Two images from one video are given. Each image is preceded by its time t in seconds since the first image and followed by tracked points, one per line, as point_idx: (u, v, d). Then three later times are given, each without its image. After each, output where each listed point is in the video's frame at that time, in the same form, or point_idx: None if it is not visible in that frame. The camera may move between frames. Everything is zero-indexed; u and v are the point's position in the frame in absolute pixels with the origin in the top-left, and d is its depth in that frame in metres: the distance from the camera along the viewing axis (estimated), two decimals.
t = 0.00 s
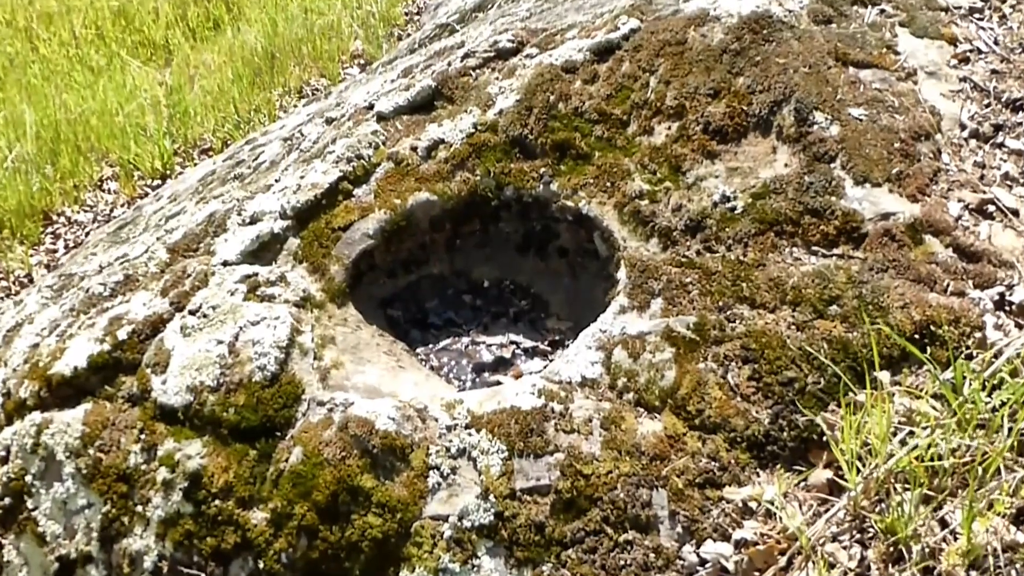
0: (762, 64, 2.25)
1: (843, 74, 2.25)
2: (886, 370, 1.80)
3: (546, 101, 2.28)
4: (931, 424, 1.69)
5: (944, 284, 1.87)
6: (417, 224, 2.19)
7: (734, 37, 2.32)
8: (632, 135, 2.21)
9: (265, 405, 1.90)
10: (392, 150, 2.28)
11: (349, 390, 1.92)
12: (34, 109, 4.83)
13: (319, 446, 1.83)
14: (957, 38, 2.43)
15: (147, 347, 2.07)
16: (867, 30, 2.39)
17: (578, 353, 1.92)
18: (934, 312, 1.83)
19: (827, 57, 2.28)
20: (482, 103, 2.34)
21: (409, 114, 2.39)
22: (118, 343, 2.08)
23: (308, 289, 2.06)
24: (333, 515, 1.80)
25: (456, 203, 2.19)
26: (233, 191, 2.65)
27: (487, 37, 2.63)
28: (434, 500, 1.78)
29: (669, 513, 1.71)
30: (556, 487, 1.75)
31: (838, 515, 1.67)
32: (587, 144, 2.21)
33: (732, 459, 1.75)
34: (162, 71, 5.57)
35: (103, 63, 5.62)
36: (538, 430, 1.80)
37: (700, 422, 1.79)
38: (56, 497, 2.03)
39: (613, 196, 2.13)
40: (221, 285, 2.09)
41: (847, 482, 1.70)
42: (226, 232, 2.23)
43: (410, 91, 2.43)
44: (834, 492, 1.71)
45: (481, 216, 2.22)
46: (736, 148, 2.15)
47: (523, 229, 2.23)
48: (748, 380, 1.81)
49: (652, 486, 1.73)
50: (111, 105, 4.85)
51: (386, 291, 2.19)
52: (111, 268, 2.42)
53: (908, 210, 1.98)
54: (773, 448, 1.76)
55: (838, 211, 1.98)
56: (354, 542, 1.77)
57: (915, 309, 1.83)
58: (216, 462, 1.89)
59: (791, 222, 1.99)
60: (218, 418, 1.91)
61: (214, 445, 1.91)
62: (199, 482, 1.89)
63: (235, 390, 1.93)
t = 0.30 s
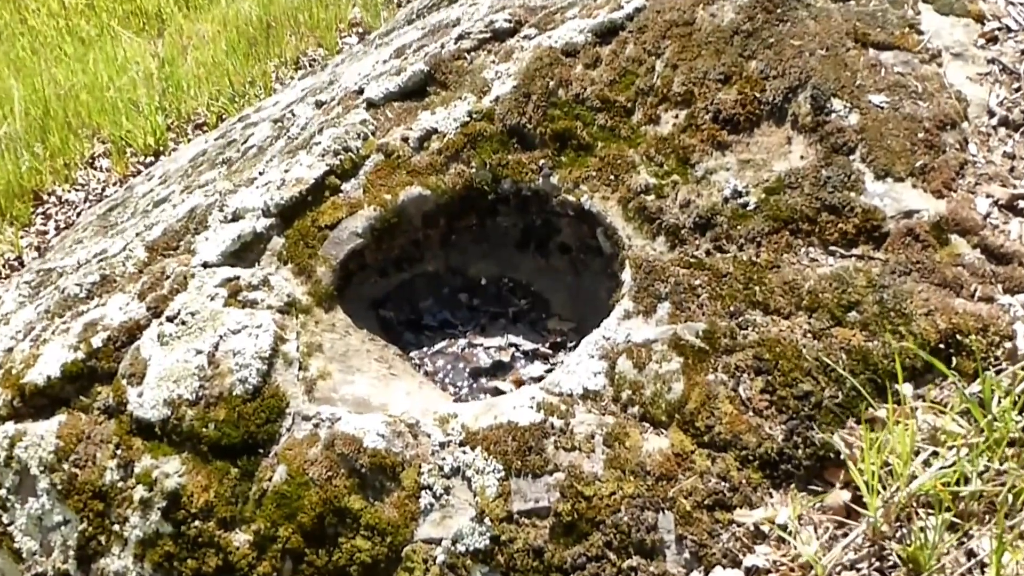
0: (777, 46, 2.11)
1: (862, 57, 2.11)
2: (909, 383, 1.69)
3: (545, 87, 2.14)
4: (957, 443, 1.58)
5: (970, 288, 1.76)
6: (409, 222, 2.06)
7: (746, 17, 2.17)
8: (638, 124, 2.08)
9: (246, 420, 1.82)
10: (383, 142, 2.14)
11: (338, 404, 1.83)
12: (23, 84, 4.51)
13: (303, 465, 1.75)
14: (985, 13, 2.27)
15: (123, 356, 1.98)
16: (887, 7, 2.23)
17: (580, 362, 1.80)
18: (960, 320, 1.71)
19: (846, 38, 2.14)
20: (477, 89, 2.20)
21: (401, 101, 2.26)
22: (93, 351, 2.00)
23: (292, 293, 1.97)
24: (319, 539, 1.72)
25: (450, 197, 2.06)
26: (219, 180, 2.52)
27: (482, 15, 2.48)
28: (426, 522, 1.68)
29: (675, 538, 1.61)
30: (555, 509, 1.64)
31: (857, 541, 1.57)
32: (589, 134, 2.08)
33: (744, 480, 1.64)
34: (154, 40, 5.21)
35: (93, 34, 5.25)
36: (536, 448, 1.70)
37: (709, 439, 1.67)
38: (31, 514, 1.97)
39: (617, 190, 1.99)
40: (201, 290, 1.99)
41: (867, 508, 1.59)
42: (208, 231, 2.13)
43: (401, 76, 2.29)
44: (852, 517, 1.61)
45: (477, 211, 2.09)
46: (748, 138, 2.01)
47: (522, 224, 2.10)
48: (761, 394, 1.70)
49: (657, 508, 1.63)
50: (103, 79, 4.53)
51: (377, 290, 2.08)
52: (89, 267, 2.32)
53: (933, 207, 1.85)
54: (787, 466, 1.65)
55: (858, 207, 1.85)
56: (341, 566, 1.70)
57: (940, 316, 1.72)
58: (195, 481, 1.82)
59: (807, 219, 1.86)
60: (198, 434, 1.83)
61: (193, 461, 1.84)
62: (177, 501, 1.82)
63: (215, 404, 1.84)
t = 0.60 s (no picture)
0: (797, 31, 1.98)
1: (890, 42, 1.98)
2: (929, 398, 1.60)
3: (550, 72, 2.04)
4: (978, 466, 1.53)
5: (1000, 297, 1.65)
6: (406, 213, 1.97)
7: None
8: (647, 113, 1.97)
9: (233, 422, 1.75)
10: (379, 127, 2.05)
11: (327, 407, 1.76)
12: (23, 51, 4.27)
13: (291, 471, 1.68)
14: None
15: (108, 350, 1.91)
16: None
17: (581, 367, 1.72)
18: (986, 332, 1.62)
19: (872, 21, 2.00)
20: (478, 73, 2.10)
21: (399, 83, 2.16)
22: (78, 345, 1.92)
23: (282, 287, 1.90)
24: (307, 548, 1.65)
25: (448, 188, 1.98)
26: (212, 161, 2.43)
27: None
28: (419, 533, 1.61)
29: (678, 557, 1.53)
30: (552, 523, 1.57)
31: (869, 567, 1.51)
32: (595, 123, 1.98)
33: (751, 498, 1.56)
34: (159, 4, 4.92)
35: None
36: (534, 459, 1.62)
37: (714, 454, 1.59)
38: (16, 509, 1.90)
39: (625, 185, 1.90)
40: (188, 283, 1.92)
41: (880, 532, 1.53)
42: (197, 218, 2.05)
43: (399, 57, 2.19)
44: (865, 539, 1.54)
45: (478, 201, 2.00)
46: (764, 131, 1.91)
47: (525, 216, 2.00)
48: (771, 407, 1.61)
49: (659, 526, 1.55)
50: (105, 46, 4.27)
51: (373, 283, 2.00)
52: (77, 253, 2.24)
53: (960, 208, 1.75)
54: (796, 484, 1.57)
55: (880, 207, 1.75)
56: None
57: (965, 329, 1.63)
58: (180, 483, 1.75)
59: (825, 219, 1.76)
60: (183, 435, 1.77)
61: (179, 463, 1.77)
62: (163, 504, 1.75)
63: (200, 404, 1.78)
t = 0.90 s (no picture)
0: (817, 28, 1.93)
1: (913, 43, 1.92)
2: (933, 416, 1.56)
3: (560, 64, 2.00)
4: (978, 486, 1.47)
5: (1011, 313, 1.61)
6: (408, 206, 1.96)
7: None
8: (657, 110, 1.94)
9: (227, 412, 1.74)
10: (385, 117, 2.03)
11: (321, 402, 1.75)
12: (39, 17, 4.18)
13: (283, 465, 1.67)
14: None
15: (106, 333, 1.90)
16: None
17: (578, 371, 1.71)
18: (996, 349, 1.57)
19: (896, 20, 1.95)
20: (487, 62, 2.06)
21: (406, 71, 2.13)
22: (76, 327, 1.92)
23: (280, 279, 1.89)
24: (297, 542, 1.64)
25: (452, 182, 1.95)
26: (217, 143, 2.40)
27: None
28: (408, 532, 1.60)
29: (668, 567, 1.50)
30: (542, 528, 1.55)
31: None
32: (604, 119, 1.94)
33: (746, 511, 1.53)
34: None
35: None
36: (527, 463, 1.61)
37: (710, 464, 1.57)
38: (13, 488, 1.89)
39: (631, 184, 1.87)
40: (185, 269, 1.91)
41: (875, 550, 1.48)
42: (197, 203, 2.04)
43: (408, 43, 2.15)
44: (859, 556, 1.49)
45: (482, 195, 1.97)
46: (777, 132, 1.87)
47: (529, 212, 1.98)
48: (770, 418, 1.58)
49: (650, 535, 1.52)
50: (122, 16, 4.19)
51: (374, 275, 1.99)
52: (79, 232, 2.23)
53: (976, 220, 1.70)
54: (792, 497, 1.54)
55: (892, 216, 1.71)
56: (318, 571, 1.62)
57: (975, 345, 1.58)
58: (174, 472, 1.74)
59: (836, 227, 1.72)
60: (177, 424, 1.76)
61: (172, 451, 1.76)
62: (156, 491, 1.74)
63: (193, 394, 1.77)
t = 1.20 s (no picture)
0: (824, 27, 1.92)
1: (921, 43, 1.90)
2: (930, 420, 1.55)
3: (563, 59, 1.99)
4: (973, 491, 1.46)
5: (1012, 318, 1.60)
6: (409, 200, 1.96)
7: None
8: (660, 107, 1.92)
9: (224, 403, 1.74)
10: (387, 110, 2.02)
11: (319, 395, 1.75)
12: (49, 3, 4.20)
13: (279, 457, 1.68)
14: None
15: (106, 321, 1.91)
16: None
17: (575, 369, 1.71)
18: (995, 354, 1.56)
19: (904, 19, 1.93)
20: (491, 56, 2.06)
21: (410, 63, 2.12)
22: (77, 314, 1.92)
23: (280, 270, 1.89)
24: (292, 534, 1.65)
25: (453, 176, 1.95)
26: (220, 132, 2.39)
27: None
28: (402, 526, 1.60)
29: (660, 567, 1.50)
30: (536, 526, 1.55)
31: None
32: (607, 116, 1.93)
33: (740, 512, 1.52)
34: None
35: None
36: (522, 460, 1.61)
37: (705, 465, 1.56)
38: (12, 473, 1.90)
39: (632, 182, 1.86)
40: (185, 259, 1.91)
41: (868, 555, 1.47)
42: (199, 192, 2.04)
43: (412, 35, 2.14)
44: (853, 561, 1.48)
45: (483, 190, 1.97)
46: (781, 132, 1.85)
47: (530, 208, 1.97)
48: (766, 420, 1.58)
49: (643, 534, 1.52)
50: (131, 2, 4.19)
51: (374, 269, 1.99)
52: (82, 219, 2.23)
53: (979, 223, 1.68)
54: (787, 500, 1.53)
55: (895, 218, 1.70)
56: (313, 563, 1.63)
57: (974, 349, 1.57)
58: (171, 461, 1.74)
59: (837, 228, 1.71)
60: (175, 413, 1.76)
61: (169, 440, 1.76)
62: (153, 480, 1.75)
63: (191, 384, 1.77)
